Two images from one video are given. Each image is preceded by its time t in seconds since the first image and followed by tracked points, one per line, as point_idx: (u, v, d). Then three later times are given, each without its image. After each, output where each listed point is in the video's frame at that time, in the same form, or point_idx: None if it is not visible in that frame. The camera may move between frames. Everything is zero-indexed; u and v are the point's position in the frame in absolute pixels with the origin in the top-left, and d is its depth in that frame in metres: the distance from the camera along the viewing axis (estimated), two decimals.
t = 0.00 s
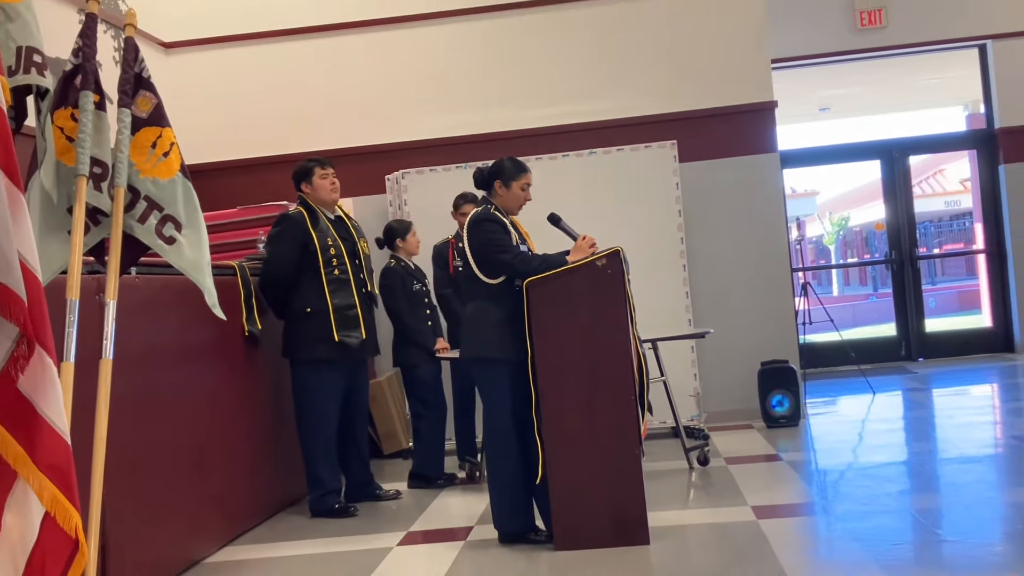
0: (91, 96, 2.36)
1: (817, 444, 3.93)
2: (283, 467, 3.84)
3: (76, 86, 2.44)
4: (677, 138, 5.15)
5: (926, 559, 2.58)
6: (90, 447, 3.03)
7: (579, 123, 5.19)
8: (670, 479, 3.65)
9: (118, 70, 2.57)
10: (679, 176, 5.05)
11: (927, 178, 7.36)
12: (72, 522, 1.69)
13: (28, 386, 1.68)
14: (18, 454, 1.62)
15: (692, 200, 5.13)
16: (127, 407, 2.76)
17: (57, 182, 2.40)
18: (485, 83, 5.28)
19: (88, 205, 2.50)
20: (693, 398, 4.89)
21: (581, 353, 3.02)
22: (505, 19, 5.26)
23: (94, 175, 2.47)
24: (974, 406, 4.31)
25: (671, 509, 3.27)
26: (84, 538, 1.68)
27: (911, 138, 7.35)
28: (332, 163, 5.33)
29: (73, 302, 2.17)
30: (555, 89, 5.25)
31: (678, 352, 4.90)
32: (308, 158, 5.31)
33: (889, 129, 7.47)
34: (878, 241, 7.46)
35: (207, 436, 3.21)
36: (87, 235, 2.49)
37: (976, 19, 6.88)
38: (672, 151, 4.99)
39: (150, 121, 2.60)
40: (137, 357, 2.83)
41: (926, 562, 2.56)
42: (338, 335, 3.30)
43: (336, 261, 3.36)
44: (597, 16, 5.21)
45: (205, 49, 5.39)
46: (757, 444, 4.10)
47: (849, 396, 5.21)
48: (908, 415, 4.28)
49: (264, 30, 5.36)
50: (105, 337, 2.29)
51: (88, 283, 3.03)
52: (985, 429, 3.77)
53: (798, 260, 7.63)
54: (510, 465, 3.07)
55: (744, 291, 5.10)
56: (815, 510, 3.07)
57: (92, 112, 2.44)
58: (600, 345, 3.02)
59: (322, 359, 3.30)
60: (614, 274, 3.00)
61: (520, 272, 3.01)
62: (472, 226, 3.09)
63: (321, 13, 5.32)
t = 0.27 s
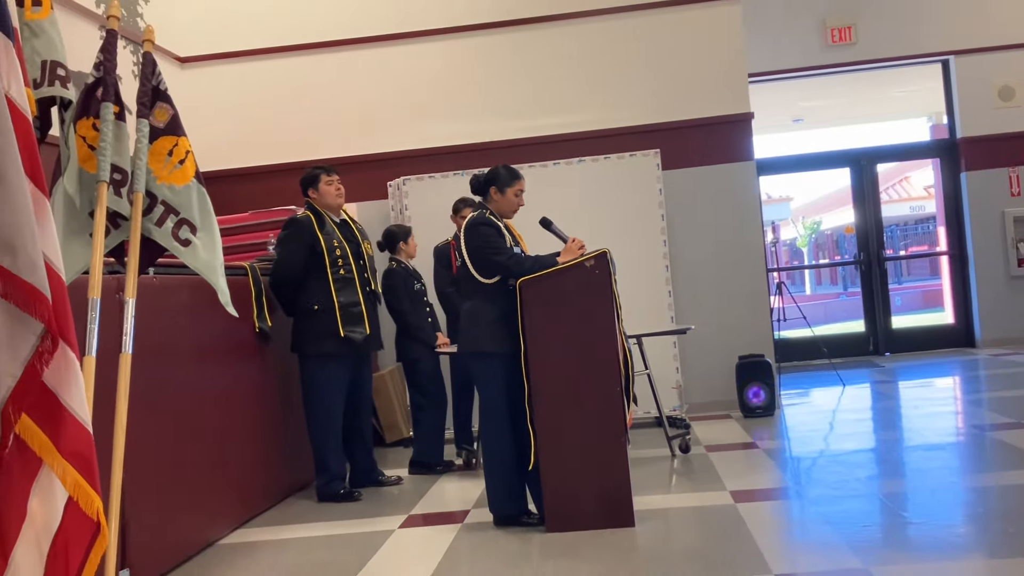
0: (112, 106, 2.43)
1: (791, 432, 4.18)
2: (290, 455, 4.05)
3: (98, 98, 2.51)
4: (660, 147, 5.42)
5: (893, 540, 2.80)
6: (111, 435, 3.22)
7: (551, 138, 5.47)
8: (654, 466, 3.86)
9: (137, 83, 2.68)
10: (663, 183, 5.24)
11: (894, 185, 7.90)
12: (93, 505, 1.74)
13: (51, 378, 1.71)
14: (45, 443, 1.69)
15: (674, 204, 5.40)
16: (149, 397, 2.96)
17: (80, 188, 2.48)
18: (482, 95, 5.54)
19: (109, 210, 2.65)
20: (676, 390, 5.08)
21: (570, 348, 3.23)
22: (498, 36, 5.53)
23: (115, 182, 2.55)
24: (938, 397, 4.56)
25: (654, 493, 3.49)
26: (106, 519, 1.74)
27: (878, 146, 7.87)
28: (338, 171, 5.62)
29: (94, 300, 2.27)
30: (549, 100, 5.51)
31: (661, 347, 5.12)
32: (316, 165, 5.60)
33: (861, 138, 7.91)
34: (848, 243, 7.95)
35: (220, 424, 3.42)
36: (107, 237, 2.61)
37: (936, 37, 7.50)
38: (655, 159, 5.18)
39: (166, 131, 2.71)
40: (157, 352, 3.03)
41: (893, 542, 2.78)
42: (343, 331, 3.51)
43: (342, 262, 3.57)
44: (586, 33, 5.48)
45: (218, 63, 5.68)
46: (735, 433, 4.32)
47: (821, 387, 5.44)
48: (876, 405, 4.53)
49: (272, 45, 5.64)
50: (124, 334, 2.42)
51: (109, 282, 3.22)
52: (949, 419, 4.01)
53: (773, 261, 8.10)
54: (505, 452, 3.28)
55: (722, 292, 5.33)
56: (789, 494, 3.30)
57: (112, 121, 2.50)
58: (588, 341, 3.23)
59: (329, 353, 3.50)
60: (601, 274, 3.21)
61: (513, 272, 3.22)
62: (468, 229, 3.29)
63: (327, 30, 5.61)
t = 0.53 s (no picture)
0: (124, 113, 2.41)
1: (772, 424, 4.35)
2: (293, 447, 4.20)
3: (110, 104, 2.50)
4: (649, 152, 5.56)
5: (869, 527, 2.96)
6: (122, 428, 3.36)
7: (543, 142, 5.62)
8: (642, 456, 4.01)
9: (147, 90, 2.67)
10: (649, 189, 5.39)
11: (871, 188, 8.15)
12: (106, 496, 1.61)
13: (65, 372, 1.58)
14: (58, 436, 1.55)
15: (661, 207, 5.55)
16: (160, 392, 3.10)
17: (93, 191, 2.49)
18: (479, 102, 5.71)
19: (120, 212, 2.66)
20: (662, 383, 5.25)
21: (562, 344, 3.38)
22: (494, 46, 5.69)
23: (126, 185, 2.59)
24: (912, 391, 4.74)
25: (643, 482, 3.66)
26: (120, 511, 1.61)
27: (856, 151, 8.11)
28: (339, 174, 5.77)
29: (106, 299, 2.22)
30: (544, 107, 5.67)
31: (648, 343, 5.29)
32: (320, 169, 5.77)
33: (841, 143, 8.17)
34: (827, 244, 8.21)
35: (226, 418, 3.56)
36: (119, 238, 2.63)
37: (913, 45, 7.72)
38: (643, 164, 5.34)
39: (176, 136, 2.74)
40: (168, 347, 3.17)
41: (868, 529, 2.94)
42: (346, 328, 3.66)
43: (344, 262, 3.73)
44: (580, 42, 5.64)
45: (224, 71, 5.85)
46: (718, 425, 4.48)
47: (800, 381, 5.61)
48: (853, 399, 4.69)
49: (275, 54, 5.80)
50: (134, 331, 2.39)
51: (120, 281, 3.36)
52: (924, 412, 4.19)
53: (755, 261, 8.35)
54: (500, 443, 3.44)
55: (706, 293, 5.50)
56: (770, 483, 3.46)
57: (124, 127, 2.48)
58: (579, 338, 3.38)
59: (332, 349, 3.66)
60: (592, 274, 3.36)
61: (508, 271, 3.37)
62: (464, 230, 3.44)
63: (329, 40, 5.78)
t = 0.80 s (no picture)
0: (133, 119, 2.49)
1: (755, 416, 4.52)
2: (295, 440, 4.34)
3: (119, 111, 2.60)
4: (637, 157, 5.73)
5: (848, 515, 3.12)
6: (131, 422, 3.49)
7: (537, 147, 5.80)
8: (631, 447, 4.17)
9: (156, 97, 2.79)
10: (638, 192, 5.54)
11: (850, 193, 8.46)
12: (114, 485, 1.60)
13: (77, 367, 1.55)
14: (71, 428, 1.53)
15: (649, 209, 5.72)
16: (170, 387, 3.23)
17: (104, 194, 2.60)
18: (476, 110, 5.87)
19: (130, 213, 2.77)
20: (650, 378, 5.40)
21: (555, 340, 3.53)
22: (490, 55, 5.86)
23: (135, 188, 2.71)
24: (889, 385, 4.92)
25: (632, 472, 3.81)
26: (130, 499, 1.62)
27: (836, 157, 8.41)
28: (342, 176, 5.92)
29: (118, 296, 2.29)
30: (538, 114, 5.83)
31: (637, 341, 5.45)
32: (322, 172, 5.91)
33: (822, 149, 8.46)
34: (808, 245, 8.50)
35: (231, 412, 3.69)
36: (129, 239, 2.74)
37: (887, 57, 8.12)
38: (632, 169, 5.47)
39: (183, 140, 2.84)
40: (178, 343, 3.30)
41: (847, 516, 3.10)
42: (348, 325, 3.80)
43: (346, 262, 3.87)
44: (573, 52, 5.81)
45: (226, 81, 5.98)
46: (704, 417, 4.65)
47: (782, 377, 5.78)
48: (833, 393, 4.86)
49: (278, 63, 5.95)
50: (144, 327, 2.47)
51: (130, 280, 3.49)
52: (900, 405, 4.37)
53: (739, 261, 8.65)
54: (496, 436, 3.59)
55: (691, 293, 5.67)
56: (753, 473, 3.62)
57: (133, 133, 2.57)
58: (571, 335, 3.53)
59: (334, 346, 3.80)
60: (583, 273, 3.51)
61: (502, 272, 3.52)
62: (461, 232, 3.59)
63: (330, 49, 5.93)
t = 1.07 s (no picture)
0: (158, 132, 2.81)
1: (728, 405, 4.86)
2: (306, 427, 4.66)
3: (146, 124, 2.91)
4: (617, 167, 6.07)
5: (813, 495, 3.45)
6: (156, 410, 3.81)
7: (529, 159, 6.13)
8: (613, 433, 4.50)
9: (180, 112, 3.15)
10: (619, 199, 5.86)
11: (816, 200, 8.85)
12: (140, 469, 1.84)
13: (107, 361, 1.79)
14: (101, 415, 1.76)
15: (630, 215, 6.06)
16: (194, 378, 3.54)
17: (132, 200, 2.89)
18: (475, 124, 6.20)
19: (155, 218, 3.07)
20: (632, 370, 5.71)
21: (545, 335, 3.85)
22: (489, 75, 6.19)
23: (161, 195, 3.03)
24: (851, 376, 5.28)
25: (615, 457, 4.14)
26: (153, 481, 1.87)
27: (803, 168, 8.80)
28: (354, 184, 6.26)
29: (144, 295, 2.56)
30: (534, 129, 6.16)
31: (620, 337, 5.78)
32: (331, 182, 6.24)
33: (789, 159, 8.84)
34: (776, 249, 8.88)
35: (248, 401, 4.01)
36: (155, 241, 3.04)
37: (859, 71, 8.49)
38: (616, 179, 5.78)
39: (204, 151, 3.18)
40: (200, 338, 3.62)
41: (810, 497, 3.43)
42: (355, 322, 4.13)
43: (354, 264, 4.20)
44: (568, 72, 6.15)
45: (240, 97, 6.31)
46: (680, 406, 4.99)
47: (753, 369, 6.12)
48: (801, 384, 5.21)
49: (288, 82, 6.27)
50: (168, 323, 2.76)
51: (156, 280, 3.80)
52: (861, 394, 4.72)
53: (713, 264, 9.00)
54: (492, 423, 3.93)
55: (673, 294, 6.01)
56: (725, 457, 3.96)
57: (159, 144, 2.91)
58: (560, 330, 3.85)
59: (343, 340, 4.13)
60: (571, 274, 3.84)
61: (497, 272, 3.85)
62: (459, 237, 3.92)
63: (337, 69, 6.26)
